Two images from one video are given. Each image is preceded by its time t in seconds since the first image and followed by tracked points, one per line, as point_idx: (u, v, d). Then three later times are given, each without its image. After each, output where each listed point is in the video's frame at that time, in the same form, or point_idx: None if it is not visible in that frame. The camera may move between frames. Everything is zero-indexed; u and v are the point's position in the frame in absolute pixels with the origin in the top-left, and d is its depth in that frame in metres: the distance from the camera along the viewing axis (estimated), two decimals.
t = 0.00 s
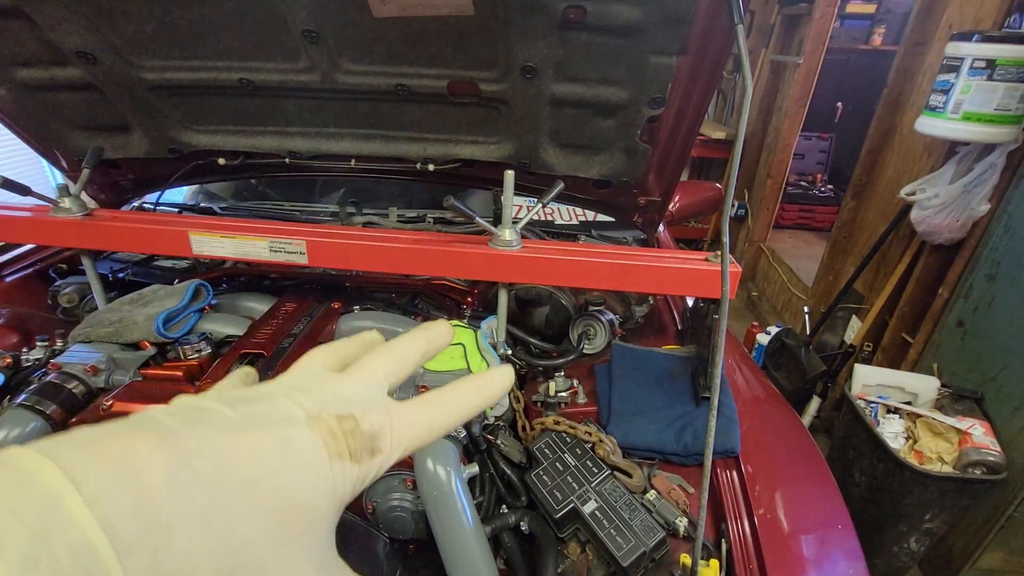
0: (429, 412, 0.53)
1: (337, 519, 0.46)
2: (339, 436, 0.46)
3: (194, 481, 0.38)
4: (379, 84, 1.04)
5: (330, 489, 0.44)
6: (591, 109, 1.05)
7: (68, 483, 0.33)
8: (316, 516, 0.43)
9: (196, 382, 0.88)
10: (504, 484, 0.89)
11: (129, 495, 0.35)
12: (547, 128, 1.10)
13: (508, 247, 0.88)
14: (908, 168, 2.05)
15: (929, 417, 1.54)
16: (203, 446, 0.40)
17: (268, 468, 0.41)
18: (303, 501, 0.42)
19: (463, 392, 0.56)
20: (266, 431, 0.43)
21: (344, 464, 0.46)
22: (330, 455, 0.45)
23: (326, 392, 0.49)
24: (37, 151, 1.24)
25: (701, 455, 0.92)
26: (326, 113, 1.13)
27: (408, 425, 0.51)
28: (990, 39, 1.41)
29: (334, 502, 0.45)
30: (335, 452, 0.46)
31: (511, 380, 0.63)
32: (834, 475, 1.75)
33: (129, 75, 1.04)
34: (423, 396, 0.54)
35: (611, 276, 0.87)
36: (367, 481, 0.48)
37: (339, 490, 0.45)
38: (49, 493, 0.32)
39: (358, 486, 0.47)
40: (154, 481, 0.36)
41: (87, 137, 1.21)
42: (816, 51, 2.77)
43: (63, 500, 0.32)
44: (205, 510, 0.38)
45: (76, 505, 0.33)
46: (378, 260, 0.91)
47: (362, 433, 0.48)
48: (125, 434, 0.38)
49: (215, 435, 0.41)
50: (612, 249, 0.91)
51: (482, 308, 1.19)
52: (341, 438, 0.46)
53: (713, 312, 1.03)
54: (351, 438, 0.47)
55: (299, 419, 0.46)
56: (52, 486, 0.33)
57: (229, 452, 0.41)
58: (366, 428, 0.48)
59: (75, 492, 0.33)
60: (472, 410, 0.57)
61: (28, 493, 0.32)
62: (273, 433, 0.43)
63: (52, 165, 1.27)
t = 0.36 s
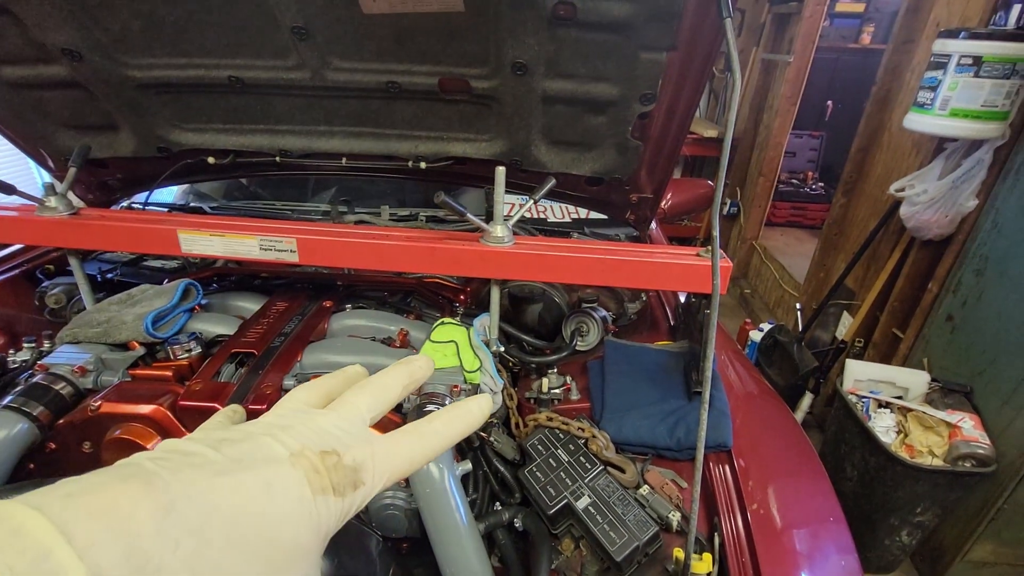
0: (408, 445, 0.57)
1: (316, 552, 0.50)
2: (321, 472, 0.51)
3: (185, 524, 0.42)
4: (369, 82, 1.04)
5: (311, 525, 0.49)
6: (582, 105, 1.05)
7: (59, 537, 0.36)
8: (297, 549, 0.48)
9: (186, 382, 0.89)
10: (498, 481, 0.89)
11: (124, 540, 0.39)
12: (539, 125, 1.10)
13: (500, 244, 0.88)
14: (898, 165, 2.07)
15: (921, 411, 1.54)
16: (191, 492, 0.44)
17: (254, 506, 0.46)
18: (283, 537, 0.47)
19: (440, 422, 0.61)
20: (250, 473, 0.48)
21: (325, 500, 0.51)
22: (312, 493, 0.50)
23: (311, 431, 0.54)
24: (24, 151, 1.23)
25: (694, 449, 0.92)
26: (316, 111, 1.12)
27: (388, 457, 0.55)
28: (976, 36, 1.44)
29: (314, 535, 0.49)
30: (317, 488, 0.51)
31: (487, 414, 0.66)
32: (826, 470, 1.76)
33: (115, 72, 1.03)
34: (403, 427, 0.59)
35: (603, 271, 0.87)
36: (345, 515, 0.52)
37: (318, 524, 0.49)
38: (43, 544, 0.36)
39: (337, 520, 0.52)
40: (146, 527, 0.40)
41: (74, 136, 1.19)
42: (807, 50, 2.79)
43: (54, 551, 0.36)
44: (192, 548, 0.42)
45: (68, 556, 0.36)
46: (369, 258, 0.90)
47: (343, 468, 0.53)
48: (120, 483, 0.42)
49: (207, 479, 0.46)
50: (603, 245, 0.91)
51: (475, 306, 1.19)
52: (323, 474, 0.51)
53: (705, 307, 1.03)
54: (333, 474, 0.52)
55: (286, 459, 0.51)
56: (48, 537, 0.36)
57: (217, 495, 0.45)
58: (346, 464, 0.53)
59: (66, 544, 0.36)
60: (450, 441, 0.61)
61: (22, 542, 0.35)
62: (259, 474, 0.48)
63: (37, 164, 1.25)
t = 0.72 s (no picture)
0: (391, 403, 0.53)
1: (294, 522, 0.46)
2: (296, 438, 0.47)
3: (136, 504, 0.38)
4: (364, 82, 1.04)
5: (284, 497, 0.44)
6: (578, 104, 1.05)
7: None
8: (271, 521, 0.44)
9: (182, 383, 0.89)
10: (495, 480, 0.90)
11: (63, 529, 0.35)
12: (535, 124, 1.10)
13: (495, 244, 0.88)
14: (893, 162, 2.07)
15: (916, 408, 1.54)
16: (143, 467, 0.40)
17: (218, 479, 0.42)
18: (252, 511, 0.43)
19: (428, 384, 0.56)
20: (212, 444, 0.43)
21: (300, 466, 0.46)
22: (287, 461, 0.46)
23: (285, 394, 0.48)
24: (18, 152, 1.22)
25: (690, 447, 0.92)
26: (312, 111, 1.12)
27: (371, 418, 0.51)
28: (970, 33, 1.44)
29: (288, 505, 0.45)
30: (292, 456, 0.46)
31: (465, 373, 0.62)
32: (823, 466, 1.77)
33: (110, 73, 1.03)
34: (386, 386, 0.54)
35: (599, 270, 0.87)
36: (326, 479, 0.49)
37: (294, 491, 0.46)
38: None
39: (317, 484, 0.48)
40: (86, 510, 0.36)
41: (69, 137, 1.19)
42: (802, 47, 2.79)
43: None
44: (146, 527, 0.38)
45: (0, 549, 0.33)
46: (365, 258, 0.90)
47: (322, 433, 0.48)
48: (54, 463, 0.37)
49: (162, 451, 0.41)
50: (599, 243, 0.92)
51: (472, 305, 1.19)
52: (298, 440, 0.46)
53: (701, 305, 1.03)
54: (310, 441, 0.47)
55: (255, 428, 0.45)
56: None
57: (172, 470, 0.40)
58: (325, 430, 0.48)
59: None
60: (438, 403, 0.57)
61: None
62: (225, 444, 0.43)
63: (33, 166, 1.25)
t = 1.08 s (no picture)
0: (325, 270, 0.74)
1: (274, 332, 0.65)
2: (268, 283, 0.66)
3: (162, 310, 0.55)
4: (372, 77, 1.03)
5: (260, 314, 0.62)
6: (587, 100, 1.03)
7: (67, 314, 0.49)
8: (249, 331, 0.61)
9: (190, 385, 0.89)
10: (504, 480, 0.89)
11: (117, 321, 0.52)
12: (543, 120, 1.09)
13: (504, 241, 0.88)
14: (904, 158, 2.05)
15: (927, 407, 1.53)
16: (156, 298, 0.56)
17: (212, 307, 0.59)
18: (242, 322, 0.61)
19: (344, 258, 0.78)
20: (202, 287, 0.60)
21: (274, 305, 0.65)
22: (266, 299, 0.64)
23: (254, 263, 0.68)
24: (25, 148, 1.22)
25: (700, 447, 0.92)
26: (318, 106, 1.11)
27: (315, 280, 0.71)
28: (984, 27, 1.41)
29: (274, 321, 0.64)
30: (269, 295, 0.64)
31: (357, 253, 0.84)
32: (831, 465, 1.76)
33: (117, 69, 1.03)
34: (315, 261, 0.74)
35: (609, 268, 0.86)
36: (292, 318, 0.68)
37: (273, 313, 0.64)
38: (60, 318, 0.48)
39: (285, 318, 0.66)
40: (134, 310, 0.53)
41: (75, 133, 1.19)
42: (812, 42, 2.76)
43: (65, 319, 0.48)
44: (175, 323, 0.55)
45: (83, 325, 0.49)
46: (373, 255, 0.90)
47: (287, 285, 0.67)
48: (100, 286, 0.54)
49: (171, 282, 0.59)
50: (609, 241, 0.91)
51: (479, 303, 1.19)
52: (269, 287, 0.65)
53: (712, 304, 1.02)
54: (279, 288, 0.66)
55: (236, 275, 0.64)
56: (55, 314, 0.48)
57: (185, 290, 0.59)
58: (287, 283, 0.68)
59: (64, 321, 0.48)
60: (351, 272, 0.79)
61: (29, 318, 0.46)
62: (213, 285, 0.61)
63: (41, 162, 1.25)
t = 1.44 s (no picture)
0: (295, 303, 0.89)
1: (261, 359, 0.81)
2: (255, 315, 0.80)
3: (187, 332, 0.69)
4: (371, 73, 1.01)
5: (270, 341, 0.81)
6: (589, 97, 1.02)
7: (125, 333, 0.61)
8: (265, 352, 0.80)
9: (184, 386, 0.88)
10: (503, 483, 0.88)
11: (157, 338, 0.65)
12: (544, 117, 1.07)
13: (504, 240, 0.86)
14: (909, 157, 2.02)
15: (931, 408, 1.51)
16: (154, 320, 0.67)
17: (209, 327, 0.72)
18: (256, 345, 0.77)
19: (308, 292, 0.93)
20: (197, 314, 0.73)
21: (268, 334, 0.81)
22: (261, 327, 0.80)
23: (240, 298, 0.83)
24: (21, 144, 1.21)
25: (703, 450, 0.90)
26: (316, 102, 1.10)
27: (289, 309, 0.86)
28: (993, 25, 1.40)
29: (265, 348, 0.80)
30: (260, 325, 0.80)
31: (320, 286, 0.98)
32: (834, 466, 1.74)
33: (113, 65, 1.01)
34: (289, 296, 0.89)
35: (611, 268, 0.84)
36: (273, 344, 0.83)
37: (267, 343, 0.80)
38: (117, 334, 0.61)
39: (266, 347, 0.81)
40: (173, 330, 0.67)
41: (72, 129, 1.17)
42: (816, 39, 2.74)
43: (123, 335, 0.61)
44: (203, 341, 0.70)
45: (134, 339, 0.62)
46: (372, 255, 0.89)
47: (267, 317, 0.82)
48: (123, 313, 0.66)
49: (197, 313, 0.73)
50: (612, 240, 0.89)
51: (478, 302, 1.17)
52: (261, 318, 0.80)
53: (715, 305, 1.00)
54: (266, 319, 0.81)
55: (234, 308, 0.78)
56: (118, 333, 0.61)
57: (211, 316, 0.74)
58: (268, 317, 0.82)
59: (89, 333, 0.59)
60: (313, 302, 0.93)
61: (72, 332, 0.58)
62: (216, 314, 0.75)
63: (37, 158, 1.24)
